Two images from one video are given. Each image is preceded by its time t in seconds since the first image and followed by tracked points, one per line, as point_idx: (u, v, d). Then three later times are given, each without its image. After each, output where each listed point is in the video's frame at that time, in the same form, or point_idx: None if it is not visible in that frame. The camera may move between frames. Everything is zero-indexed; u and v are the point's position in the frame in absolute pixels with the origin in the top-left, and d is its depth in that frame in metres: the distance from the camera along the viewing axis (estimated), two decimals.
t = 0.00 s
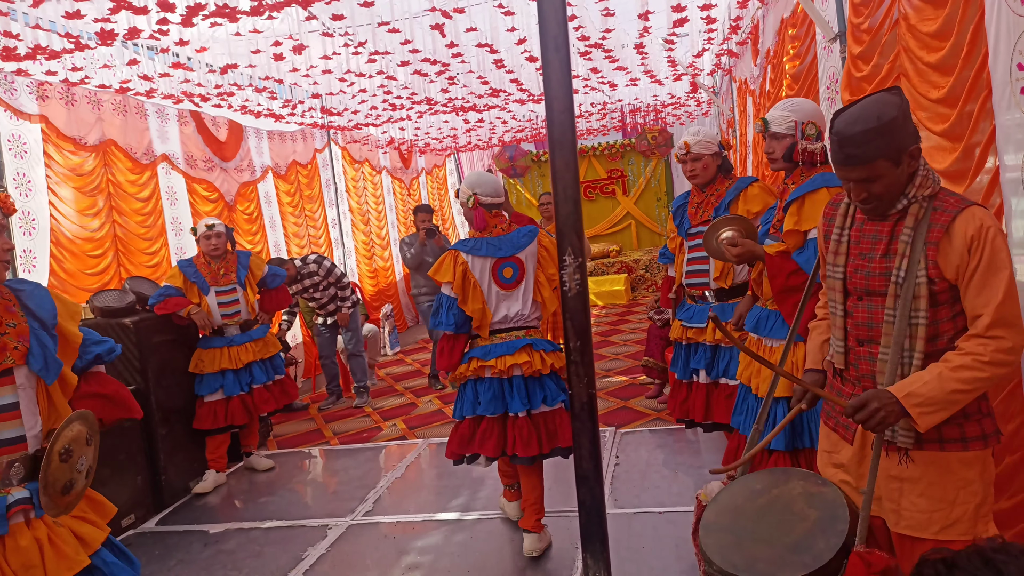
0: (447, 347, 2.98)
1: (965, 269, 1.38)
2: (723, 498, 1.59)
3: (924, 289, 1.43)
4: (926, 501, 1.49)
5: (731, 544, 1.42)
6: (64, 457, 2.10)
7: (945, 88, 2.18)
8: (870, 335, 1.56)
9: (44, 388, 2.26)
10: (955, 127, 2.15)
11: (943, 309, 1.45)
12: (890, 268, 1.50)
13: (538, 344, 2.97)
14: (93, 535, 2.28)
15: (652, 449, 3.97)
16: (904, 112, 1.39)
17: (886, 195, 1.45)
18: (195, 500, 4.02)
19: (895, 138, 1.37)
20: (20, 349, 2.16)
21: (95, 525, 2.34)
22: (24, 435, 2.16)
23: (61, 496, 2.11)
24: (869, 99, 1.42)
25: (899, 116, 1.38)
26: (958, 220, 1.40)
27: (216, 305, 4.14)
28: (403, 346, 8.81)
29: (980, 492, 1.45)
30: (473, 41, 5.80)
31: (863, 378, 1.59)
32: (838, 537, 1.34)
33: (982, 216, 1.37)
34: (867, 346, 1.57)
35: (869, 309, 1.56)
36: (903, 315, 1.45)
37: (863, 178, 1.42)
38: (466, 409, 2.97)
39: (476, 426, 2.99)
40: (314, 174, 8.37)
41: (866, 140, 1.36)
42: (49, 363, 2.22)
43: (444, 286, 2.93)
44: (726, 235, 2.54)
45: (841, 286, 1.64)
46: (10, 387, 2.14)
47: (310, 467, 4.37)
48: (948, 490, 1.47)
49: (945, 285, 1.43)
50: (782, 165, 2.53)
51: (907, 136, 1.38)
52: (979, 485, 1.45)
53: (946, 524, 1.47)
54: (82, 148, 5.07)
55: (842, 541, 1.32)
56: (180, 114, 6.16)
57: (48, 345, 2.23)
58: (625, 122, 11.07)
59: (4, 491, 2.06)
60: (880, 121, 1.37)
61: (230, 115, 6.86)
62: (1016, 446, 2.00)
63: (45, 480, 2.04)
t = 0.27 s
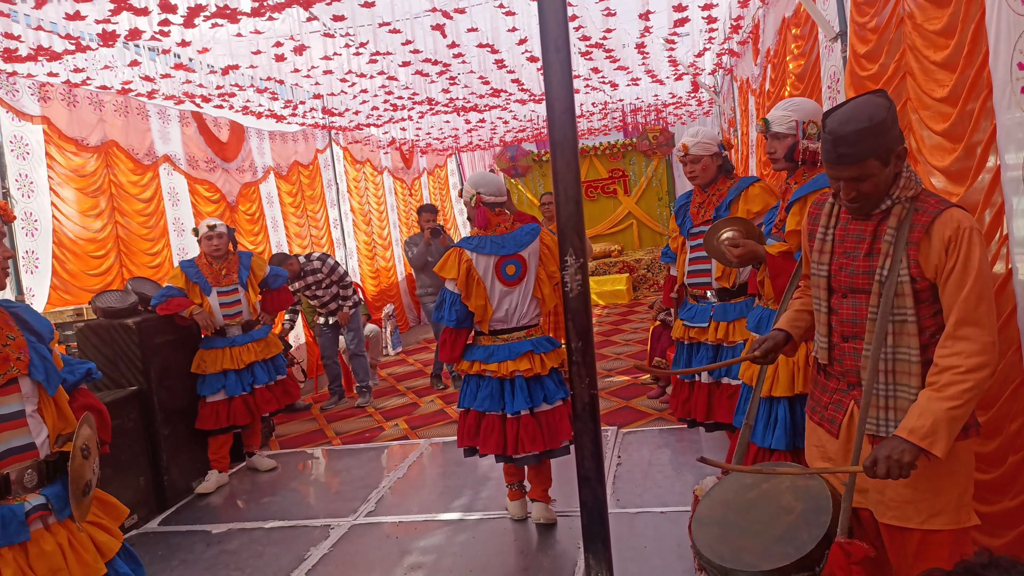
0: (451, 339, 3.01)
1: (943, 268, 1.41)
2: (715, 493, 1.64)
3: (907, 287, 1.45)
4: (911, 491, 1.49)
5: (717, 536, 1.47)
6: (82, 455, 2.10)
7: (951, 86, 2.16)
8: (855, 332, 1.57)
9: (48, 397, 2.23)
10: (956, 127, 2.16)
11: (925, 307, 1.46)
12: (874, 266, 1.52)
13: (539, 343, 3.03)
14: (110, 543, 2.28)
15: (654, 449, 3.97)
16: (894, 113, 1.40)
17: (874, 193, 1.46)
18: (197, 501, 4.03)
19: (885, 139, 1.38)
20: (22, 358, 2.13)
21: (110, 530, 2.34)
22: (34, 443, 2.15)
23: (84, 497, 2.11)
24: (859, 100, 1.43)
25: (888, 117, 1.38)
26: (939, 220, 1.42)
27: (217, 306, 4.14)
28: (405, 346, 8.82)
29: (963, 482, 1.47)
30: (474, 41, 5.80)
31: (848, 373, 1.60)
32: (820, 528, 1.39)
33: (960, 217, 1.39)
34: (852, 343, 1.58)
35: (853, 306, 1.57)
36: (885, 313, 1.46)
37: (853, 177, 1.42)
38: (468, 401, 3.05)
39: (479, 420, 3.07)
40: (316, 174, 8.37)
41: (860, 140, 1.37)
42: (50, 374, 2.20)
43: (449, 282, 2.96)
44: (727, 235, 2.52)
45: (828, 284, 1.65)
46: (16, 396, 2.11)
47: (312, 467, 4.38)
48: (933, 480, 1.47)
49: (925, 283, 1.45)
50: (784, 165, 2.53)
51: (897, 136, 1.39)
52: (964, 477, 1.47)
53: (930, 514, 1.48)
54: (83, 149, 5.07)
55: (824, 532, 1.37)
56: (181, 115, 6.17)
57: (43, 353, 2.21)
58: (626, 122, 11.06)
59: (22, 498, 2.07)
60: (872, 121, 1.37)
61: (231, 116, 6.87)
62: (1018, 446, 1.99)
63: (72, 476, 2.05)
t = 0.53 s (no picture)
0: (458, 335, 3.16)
1: (930, 269, 1.42)
2: (704, 490, 1.76)
3: (896, 288, 1.46)
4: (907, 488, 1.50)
5: (704, 530, 1.59)
6: (67, 457, 2.11)
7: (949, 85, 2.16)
8: (844, 333, 1.58)
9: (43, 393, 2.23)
10: (953, 127, 2.16)
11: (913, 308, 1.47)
12: (862, 268, 1.53)
13: (542, 333, 3.19)
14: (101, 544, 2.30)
15: (654, 449, 3.96)
16: (881, 116, 1.42)
17: (863, 195, 1.47)
18: (197, 501, 4.02)
19: (873, 141, 1.40)
20: (21, 353, 2.12)
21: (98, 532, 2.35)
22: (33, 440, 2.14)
23: (71, 499, 2.12)
24: (847, 104, 1.45)
25: (876, 120, 1.41)
26: (927, 223, 1.43)
27: (216, 306, 4.14)
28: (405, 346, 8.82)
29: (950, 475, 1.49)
30: (473, 41, 5.80)
31: (837, 373, 1.60)
32: (798, 520, 1.50)
33: (947, 218, 1.40)
34: (842, 343, 1.59)
35: (844, 307, 1.58)
36: (874, 313, 1.47)
37: (844, 179, 1.44)
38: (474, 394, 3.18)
39: (484, 411, 3.19)
40: (315, 174, 8.37)
41: (848, 142, 1.39)
42: (48, 367, 2.21)
43: (454, 281, 3.10)
44: (729, 233, 2.50)
45: (816, 285, 1.65)
46: (16, 392, 2.11)
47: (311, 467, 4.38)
48: (924, 475, 1.50)
49: (914, 284, 1.46)
50: (785, 164, 2.53)
51: (884, 139, 1.41)
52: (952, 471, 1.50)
53: (923, 510, 1.49)
54: (83, 149, 5.07)
55: (801, 524, 1.48)
56: (180, 115, 6.17)
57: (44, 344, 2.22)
58: (625, 121, 11.07)
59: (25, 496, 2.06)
60: (860, 124, 1.40)
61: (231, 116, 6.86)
62: (1019, 446, 1.98)
63: (58, 479, 2.06)
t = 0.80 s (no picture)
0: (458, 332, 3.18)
1: (924, 277, 1.42)
2: (705, 485, 1.81)
3: (889, 293, 1.46)
4: (887, 487, 1.51)
5: (697, 526, 1.65)
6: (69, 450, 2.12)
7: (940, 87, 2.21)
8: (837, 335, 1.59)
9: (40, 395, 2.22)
10: (953, 126, 2.16)
11: (905, 312, 1.47)
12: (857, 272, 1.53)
13: (544, 330, 3.23)
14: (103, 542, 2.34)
15: (656, 448, 3.97)
16: (883, 119, 1.42)
17: (859, 197, 1.46)
18: (199, 500, 4.03)
19: (873, 142, 1.40)
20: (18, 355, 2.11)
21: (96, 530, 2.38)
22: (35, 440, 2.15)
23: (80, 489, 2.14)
24: (851, 104, 1.46)
25: (878, 123, 1.41)
26: (923, 229, 1.42)
27: (219, 305, 4.15)
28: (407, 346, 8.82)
29: (934, 477, 1.49)
30: (475, 40, 5.81)
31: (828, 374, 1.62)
32: (787, 519, 1.53)
33: (945, 227, 1.40)
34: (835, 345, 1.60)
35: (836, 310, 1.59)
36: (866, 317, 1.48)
37: (840, 179, 1.44)
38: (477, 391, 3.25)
39: (488, 405, 3.25)
40: (317, 174, 8.37)
41: (848, 142, 1.39)
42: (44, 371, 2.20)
43: (459, 277, 3.11)
44: (731, 233, 2.50)
45: (813, 286, 1.67)
46: (15, 393, 2.10)
47: (313, 466, 4.38)
48: (906, 475, 1.50)
49: (907, 290, 1.46)
50: (788, 164, 2.52)
51: (884, 142, 1.42)
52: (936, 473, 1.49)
53: (902, 509, 1.49)
54: (85, 148, 5.07)
55: (790, 522, 1.52)
56: (183, 114, 6.17)
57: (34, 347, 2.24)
58: (627, 121, 11.07)
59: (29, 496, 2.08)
60: (862, 125, 1.40)
61: (233, 115, 6.87)
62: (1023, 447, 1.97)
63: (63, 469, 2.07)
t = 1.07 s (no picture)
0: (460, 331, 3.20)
1: (923, 281, 1.41)
2: (711, 481, 1.82)
3: (886, 296, 1.46)
4: (882, 495, 1.51)
5: (695, 520, 1.68)
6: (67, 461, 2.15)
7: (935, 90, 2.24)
8: (835, 338, 1.59)
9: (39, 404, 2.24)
10: (950, 130, 2.19)
11: (904, 316, 1.47)
12: (855, 274, 1.53)
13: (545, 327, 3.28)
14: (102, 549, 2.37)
15: (660, 451, 3.96)
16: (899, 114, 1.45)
17: (863, 186, 1.46)
18: (203, 503, 4.03)
19: (886, 134, 1.44)
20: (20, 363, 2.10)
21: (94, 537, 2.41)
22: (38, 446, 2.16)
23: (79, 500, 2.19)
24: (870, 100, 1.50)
25: (892, 114, 1.44)
26: (923, 232, 1.42)
27: (223, 307, 4.16)
28: (410, 348, 8.83)
29: (931, 488, 1.48)
30: (479, 43, 5.82)
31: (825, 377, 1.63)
32: (781, 519, 1.54)
33: (946, 230, 1.38)
34: (833, 347, 1.60)
35: (835, 312, 1.59)
36: (863, 321, 1.48)
37: (846, 162, 1.45)
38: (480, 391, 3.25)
39: (498, 405, 3.22)
40: (321, 176, 8.38)
41: (860, 124, 1.42)
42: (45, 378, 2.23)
43: (463, 283, 3.13)
44: (737, 236, 2.49)
45: (812, 289, 1.67)
46: (18, 401, 2.11)
47: (317, 469, 4.38)
48: (902, 484, 1.49)
49: (905, 293, 1.45)
50: (792, 166, 2.52)
51: (896, 135, 1.44)
52: (932, 481, 1.48)
53: (896, 518, 1.49)
54: (90, 152, 5.09)
55: (783, 522, 1.53)
56: (187, 117, 6.19)
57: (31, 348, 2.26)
58: (630, 123, 11.08)
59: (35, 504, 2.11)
60: (877, 112, 1.43)
61: (237, 118, 6.89)
62: None
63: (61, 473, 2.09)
